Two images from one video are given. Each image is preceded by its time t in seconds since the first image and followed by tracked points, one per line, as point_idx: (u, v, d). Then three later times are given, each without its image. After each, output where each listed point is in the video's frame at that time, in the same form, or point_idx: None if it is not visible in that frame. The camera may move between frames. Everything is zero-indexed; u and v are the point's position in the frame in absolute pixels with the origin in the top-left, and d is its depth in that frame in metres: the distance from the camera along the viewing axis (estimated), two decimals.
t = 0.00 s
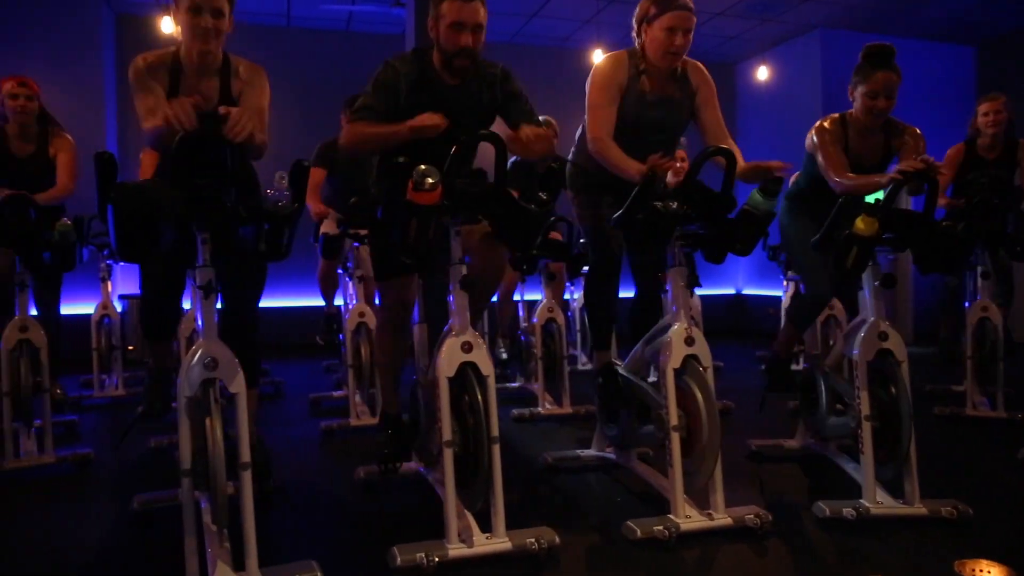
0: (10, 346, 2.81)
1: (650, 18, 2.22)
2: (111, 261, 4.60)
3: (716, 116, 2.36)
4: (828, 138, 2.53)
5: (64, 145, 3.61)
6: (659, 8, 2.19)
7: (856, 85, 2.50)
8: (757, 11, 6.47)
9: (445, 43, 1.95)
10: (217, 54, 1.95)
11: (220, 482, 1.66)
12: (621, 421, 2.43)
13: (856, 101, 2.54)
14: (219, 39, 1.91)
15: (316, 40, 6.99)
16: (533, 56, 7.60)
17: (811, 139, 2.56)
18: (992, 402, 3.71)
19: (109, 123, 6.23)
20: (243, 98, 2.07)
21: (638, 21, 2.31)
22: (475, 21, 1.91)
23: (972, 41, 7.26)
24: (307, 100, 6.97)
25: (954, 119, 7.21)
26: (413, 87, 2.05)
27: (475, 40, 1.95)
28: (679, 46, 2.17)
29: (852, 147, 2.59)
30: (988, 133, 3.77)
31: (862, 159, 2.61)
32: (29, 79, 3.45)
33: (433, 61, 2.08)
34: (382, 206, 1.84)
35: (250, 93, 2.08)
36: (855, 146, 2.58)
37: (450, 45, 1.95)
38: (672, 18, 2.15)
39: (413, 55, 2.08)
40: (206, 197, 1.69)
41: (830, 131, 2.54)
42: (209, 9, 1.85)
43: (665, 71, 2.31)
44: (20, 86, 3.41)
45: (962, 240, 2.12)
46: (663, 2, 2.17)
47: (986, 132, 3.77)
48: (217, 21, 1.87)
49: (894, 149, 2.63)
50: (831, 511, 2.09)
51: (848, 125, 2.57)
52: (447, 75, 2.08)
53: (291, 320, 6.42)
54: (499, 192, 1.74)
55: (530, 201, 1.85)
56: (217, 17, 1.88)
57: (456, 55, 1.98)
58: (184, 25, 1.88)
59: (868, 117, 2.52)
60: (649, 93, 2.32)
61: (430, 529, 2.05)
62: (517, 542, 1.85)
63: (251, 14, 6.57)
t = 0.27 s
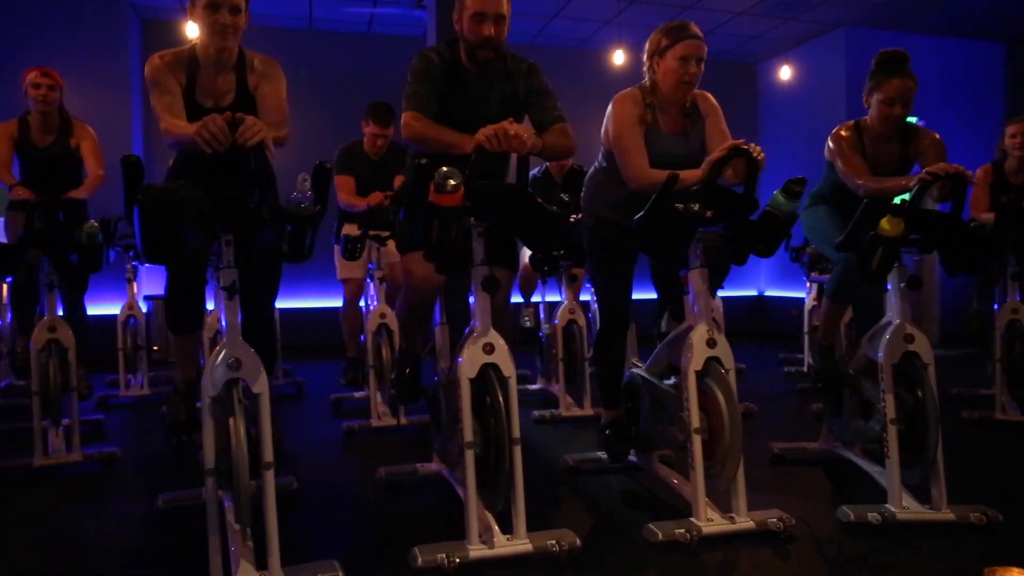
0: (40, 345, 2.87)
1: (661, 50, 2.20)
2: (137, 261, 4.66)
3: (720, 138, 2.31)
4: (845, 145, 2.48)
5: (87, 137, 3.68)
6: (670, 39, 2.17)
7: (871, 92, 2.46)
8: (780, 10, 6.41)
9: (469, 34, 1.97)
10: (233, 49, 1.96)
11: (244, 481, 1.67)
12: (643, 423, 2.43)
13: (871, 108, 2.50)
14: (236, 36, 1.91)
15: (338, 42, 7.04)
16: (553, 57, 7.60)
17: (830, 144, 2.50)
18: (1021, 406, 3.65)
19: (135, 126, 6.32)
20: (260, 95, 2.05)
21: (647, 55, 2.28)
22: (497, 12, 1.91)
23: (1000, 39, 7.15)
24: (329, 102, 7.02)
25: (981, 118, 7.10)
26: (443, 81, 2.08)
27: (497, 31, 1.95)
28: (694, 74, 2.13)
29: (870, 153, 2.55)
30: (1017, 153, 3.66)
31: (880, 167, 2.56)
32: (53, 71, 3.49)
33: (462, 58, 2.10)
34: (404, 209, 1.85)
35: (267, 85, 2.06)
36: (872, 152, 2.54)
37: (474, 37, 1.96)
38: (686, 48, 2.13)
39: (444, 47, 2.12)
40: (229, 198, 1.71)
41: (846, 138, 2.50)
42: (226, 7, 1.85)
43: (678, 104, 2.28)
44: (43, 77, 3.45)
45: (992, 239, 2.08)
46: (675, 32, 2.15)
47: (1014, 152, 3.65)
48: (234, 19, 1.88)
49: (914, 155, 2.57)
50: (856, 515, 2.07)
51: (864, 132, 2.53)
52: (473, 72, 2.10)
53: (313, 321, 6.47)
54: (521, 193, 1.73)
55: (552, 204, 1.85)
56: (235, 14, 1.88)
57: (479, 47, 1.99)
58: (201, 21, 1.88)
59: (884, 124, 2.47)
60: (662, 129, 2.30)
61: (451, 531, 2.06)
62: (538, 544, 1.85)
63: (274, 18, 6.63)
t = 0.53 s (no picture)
0: (67, 346, 2.91)
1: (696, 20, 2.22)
2: (162, 263, 4.72)
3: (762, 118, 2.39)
4: (861, 165, 2.45)
5: (108, 166, 3.75)
6: (706, 8, 2.19)
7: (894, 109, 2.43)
8: (802, 10, 6.36)
9: (481, 20, 2.00)
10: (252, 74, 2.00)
11: (265, 482, 1.68)
12: (663, 426, 2.41)
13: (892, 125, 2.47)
14: (254, 60, 1.95)
15: (358, 46, 7.08)
16: (572, 58, 7.59)
17: (845, 168, 2.47)
18: None
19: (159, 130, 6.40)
20: (286, 126, 2.16)
21: (684, 24, 2.30)
22: None
23: None
24: (349, 105, 7.06)
25: (1009, 117, 6.98)
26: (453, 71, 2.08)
27: (509, 15, 1.99)
28: (728, 44, 2.16)
29: (887, 171, 2.52)
30: None
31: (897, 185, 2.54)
32: (77, 99, 3.58)
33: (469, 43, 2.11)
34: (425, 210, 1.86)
35: (293, 119, 2.16)
36: (890, 171, 2.51)
37: (485, 21, 1.99)
38: (721, 17, 2.15)
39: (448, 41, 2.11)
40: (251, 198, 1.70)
41: (864, 157, 2.47)
42: (245, 30, 1.90)
43: (713, 73, 2.29)
44: (69, 105, 3.53)
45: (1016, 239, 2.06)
46: (710, 2, 2.17)
47: None
48: (253, 42, 1.93)
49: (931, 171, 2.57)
50: (880, 520, 2.04)
51: (883, 152, 2.50)
52: (484, 61, 2.10)
53: (333, 322, 6.50)
54: (540, 196, 1.75)
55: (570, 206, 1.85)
56: (254, 38, 1.93)
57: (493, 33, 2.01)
58: (220, 47, 1.92)
59: (907, 141, 2.44)
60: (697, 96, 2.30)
61: (471, 532, 2.06)
62: (558, 546, 1.84)
63: (295, 22, 6.69)
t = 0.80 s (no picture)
0: (94, 346, 2.96)
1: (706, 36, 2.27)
2: (186, 266, 4.78)
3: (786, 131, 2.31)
4: (887, 118, 2.53)
5: (143, 133, 3.75)
6: (714, 20, 2.24)
7: (913, 57, 2.50)
8: (825, 10, 6.30)
9: (507, 71, 1.97)
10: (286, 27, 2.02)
11: (288, 483, 1.69)
12: (685, 429, 2.40)
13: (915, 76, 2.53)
14: (287, 9, 1.97)
15: (381, 50, 7.13)
16: (593, 61, 7.58)
17: (871, 126, 2.53)
18: None
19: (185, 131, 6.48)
20: (321, 84, 2.17)
21: (696, 44, 2.34)
22: (536, 47, 1.93)
23: None
24: (371, 109, 7.10)
25: None
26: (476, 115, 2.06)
27: (535, 65, 1.97)
28: (740, 46, 2.18)
29: (917, 125, 2.55)
30: None
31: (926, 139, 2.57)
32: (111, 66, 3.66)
33: (493, 87, 2.08)
34: (447, 213, 1.85)
35: (328, 73, 2.18)
36: (920, 121, 2.54)
37: (512, 73, 1.96)
38: (728, 24, 2.20)
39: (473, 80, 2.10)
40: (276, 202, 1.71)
41: (890, 112, 2.54)
42: None
43: (732, 87, 2.29)
44: (102, 72, 3.62)
45: None
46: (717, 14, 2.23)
47: None
48: None
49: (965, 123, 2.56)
50: (907, 527, 2.01)
51: (908, 104, 2.55)
52: (509, 108, 2.08)
53: (355, 325, 6.54)
54: (564, 198, 1.74)
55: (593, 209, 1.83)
56: None
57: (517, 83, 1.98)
58: None
59: (930, 86, 2.47)
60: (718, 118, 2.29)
61: (492, 535, 2.05)
62: (579, 549, 1.83)
63: (319, 27, 6.76)
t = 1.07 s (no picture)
0: (118, 347, 2.99)
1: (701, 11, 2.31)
2: (207, 268, 4.83)
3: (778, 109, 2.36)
4: (899, 129, 2.52)
5: (168, 160, 3.82)
6: None
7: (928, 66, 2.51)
8: (847, 9, 6.25)
9: (526, 5, 2.00)
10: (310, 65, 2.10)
11: (308, 483, 1.70)
12: (705, 432, 2.38)
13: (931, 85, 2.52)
14: (310, 45, 2.07)
15: (400, 52, 7.17)
16: (612, 63, 7.57)
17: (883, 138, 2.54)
18: None
19: (206, 134, 6.54)
20: (343, 122, 2.17)
21: (692, 17, 2.38)
22: None
23: None
24: (390, 112, 7.14)
25: None
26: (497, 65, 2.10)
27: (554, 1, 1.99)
28: (735, 15, 2.22)
29: (934, 132, 2.51)
30: None
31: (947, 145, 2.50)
32: (137, 93, 3.76)
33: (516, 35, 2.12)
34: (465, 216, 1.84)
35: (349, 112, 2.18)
36: (937, 130, 2.51)
37: (530, 7, 1.99)
38: None
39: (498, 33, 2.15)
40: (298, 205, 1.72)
41: (904, 122, 2.52)
42: (300, 19, 2.04)
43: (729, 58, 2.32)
44: (129, 99, 3.73)
45: None
46: None
47: None
48: (308, 30, 2.06)
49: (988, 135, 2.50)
50: (931, 532, 1.99)
51: (923, 118, 2.52)
52: (530, 49, 2.11)
53: (374, 326, 6.57)
54: (584, 200, 1.74)
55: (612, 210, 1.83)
56: (308, 27, 2.07)
57: (538, 17, 2.01)
58: (279, 37, 2.06)
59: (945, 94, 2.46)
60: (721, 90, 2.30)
61: (510, 536, 2.06)
62: (598, 552, 1.83)
63: (338, 30, 6.80)
